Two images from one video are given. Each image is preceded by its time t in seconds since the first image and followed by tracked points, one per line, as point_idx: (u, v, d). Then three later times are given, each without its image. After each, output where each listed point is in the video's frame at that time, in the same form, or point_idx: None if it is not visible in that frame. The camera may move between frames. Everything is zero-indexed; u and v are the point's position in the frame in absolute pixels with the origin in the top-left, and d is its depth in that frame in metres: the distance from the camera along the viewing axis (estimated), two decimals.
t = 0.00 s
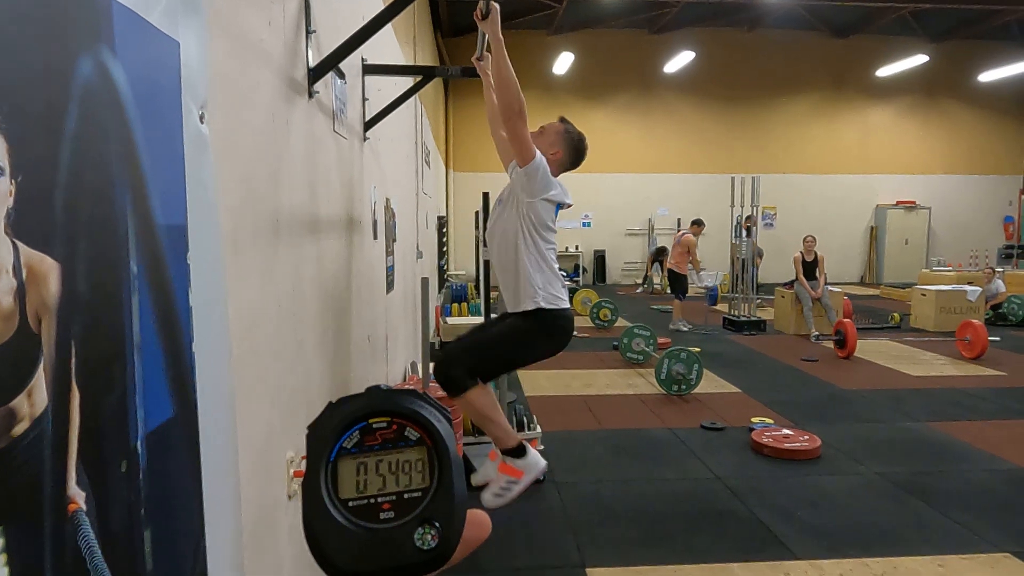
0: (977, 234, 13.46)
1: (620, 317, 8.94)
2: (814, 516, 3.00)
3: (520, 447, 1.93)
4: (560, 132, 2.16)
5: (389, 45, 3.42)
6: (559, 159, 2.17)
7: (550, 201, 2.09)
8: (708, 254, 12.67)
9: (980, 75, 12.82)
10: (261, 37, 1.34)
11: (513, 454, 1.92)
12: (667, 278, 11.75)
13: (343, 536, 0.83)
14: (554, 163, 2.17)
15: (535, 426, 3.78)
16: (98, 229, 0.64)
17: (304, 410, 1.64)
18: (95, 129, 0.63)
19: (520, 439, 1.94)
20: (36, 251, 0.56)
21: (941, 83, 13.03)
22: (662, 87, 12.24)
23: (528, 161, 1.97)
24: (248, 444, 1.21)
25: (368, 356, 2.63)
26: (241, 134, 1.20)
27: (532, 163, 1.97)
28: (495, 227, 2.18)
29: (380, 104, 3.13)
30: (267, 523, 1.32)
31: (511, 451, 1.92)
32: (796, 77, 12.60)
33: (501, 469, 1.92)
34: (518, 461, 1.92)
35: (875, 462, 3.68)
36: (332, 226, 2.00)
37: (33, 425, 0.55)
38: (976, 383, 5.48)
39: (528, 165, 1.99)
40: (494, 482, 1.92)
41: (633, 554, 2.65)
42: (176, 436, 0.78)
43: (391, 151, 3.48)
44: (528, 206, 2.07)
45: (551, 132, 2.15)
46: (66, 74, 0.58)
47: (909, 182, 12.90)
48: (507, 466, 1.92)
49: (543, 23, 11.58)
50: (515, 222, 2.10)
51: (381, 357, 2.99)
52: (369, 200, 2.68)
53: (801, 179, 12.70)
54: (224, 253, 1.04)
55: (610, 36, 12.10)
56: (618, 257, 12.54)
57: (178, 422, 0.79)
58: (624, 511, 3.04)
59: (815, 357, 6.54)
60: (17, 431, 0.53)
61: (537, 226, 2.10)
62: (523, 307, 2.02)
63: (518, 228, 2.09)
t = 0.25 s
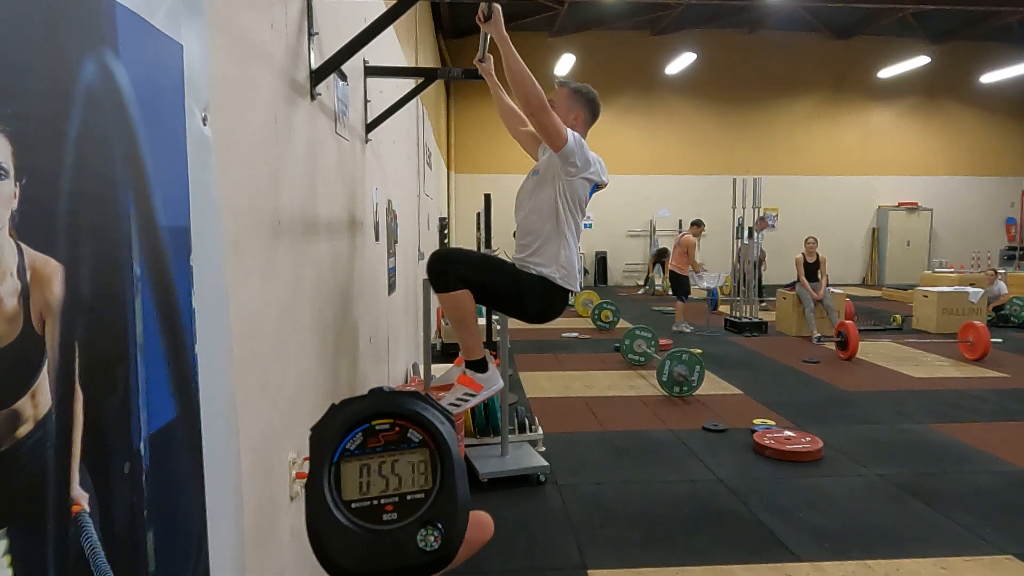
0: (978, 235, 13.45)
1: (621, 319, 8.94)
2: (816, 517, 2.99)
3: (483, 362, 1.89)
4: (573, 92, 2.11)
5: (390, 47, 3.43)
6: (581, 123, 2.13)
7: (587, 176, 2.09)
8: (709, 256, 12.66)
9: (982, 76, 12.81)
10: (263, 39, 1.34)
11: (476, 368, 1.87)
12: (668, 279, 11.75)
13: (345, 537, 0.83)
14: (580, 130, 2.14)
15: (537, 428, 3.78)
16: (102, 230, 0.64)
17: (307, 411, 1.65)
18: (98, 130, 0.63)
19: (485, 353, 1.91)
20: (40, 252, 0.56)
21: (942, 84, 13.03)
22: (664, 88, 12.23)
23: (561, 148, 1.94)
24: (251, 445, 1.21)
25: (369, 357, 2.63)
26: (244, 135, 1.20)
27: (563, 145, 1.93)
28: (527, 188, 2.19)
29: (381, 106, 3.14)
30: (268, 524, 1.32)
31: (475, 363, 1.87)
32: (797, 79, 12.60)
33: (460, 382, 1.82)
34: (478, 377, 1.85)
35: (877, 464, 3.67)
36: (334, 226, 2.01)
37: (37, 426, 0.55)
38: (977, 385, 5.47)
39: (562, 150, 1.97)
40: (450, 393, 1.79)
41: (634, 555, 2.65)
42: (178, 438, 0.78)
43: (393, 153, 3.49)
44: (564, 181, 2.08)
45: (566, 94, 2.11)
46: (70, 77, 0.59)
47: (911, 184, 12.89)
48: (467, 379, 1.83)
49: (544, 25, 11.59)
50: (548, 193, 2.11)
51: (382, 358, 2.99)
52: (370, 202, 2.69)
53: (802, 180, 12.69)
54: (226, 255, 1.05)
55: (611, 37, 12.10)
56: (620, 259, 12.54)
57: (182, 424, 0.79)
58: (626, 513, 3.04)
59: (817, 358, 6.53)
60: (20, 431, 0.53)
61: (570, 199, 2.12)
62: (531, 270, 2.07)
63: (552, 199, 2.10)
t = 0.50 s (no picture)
0: (976, 236, 13.47)
1: (620, 320, 8.94)
2: (815, 518, 2.99)
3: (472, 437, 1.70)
4: (537, 86, 2.19)
5: (390, 48, 3.42)
6: (551, 114, 2.17)
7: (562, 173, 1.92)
8: (708, 256, 12.67)
9: (980, 77, 12.82)
10: (262, 39, 1.34)
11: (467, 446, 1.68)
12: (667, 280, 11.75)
13: (345, 537, 0.83)
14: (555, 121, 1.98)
15: (536, 428, 3.78)
16: (100, 229, 0.64)
17: (305, 412, 1.64)
18: (98, 130, 0.63)
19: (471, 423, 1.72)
20: (39, 253, 0.56)
21: (940, 84, 13.04)
22: (663, 89, 12.24)
23: (529, 148, 1.74)
24: (250, 445, 1.21)
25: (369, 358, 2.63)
26: (242, 135, 1.20)
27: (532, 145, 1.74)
28: (498, 182, 2.04)
29: (381, 107, 3.14)
30: (268, 525, 1.31)
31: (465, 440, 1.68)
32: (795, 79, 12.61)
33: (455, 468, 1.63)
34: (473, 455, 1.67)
35: (876, 464, 3.67)
36: (333, 227, 2.00)
37: (36, 427, 0.55)
38: (976, 385, 5.48)
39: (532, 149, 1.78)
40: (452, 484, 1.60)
41: (633, 556, 2.65)
42: (177, 438, 0.78)
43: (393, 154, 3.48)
44: (535, 176, 1.91)
45: (529, 89, 2.19)
46: (68, 76, 0.59)
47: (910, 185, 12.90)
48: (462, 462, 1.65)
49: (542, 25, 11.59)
50: (519, 190, 1.94)
51: (382, 359, 2.99)
52: (370, 202, 2.69)
53: (801, 181, 12.70)
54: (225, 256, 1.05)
55: (610, 38, 12.11)
56: (619, 260, 12.54)
57: (180, 424, 0.79)
58: (626, 513, 3.04)
59: (816, 359, 6.53)
60: (19, 433, 0.53)
61: (542, 198, 1.95)
62: (490, 266, 1.91)
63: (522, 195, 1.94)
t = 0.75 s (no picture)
0: (976, 235, 13.47)
1: (619, 319, 8.94)
2: (814, 517, 2.99)
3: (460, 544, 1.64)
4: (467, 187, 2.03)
5: (389, 47, 3.42)
6: (479, 217, 2.07)
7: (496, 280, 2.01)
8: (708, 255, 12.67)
9: (980, 76, 12.83)
10: (261, 39, 1.33)
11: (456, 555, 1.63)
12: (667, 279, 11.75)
13: (344, 535, 0.83)
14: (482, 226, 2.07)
15: (536, 428, 3.78)
16: (98, 228, 0.64)
17: (304, 412, 1.64)
18: (96, 130, 0.63)
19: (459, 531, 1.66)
20: (37, 252, 0.56)
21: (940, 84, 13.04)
22: (662, 88, 12.24)
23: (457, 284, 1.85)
24: (249, 444, 1.21)
25: (368, 357, 2.63)
26: (241, 135, 1.20)
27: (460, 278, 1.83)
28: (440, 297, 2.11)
29: (380, 105, 3.13)
30: (267, 525, 1.31)
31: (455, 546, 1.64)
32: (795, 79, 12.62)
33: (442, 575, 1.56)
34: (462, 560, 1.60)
35: (875, 463, 3.68)
36: (332, 226, 2.00)
37: (33, 427, 0.55)
38: (975, 384, 5.48)
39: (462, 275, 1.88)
40: None
41: (633, 556, 2.65)
42: (175, 437, 0.78)
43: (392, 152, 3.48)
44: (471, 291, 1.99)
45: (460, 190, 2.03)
46: (66, 76, 0.58)
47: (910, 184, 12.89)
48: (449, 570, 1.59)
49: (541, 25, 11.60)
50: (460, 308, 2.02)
51: (381, 358, 2.98)
52: (369, 201, 2.68)
53: (800, 180, 12.71)
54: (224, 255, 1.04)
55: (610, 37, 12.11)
56: (618, 259, 12.54)
57: (178, 422, 0.79)
58: (625, 513, 3.04)
59: (815, 358, 6.53)
60: (17, 432, 0.53)
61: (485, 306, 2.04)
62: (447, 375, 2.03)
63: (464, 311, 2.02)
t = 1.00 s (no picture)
0: (973, 230, 13.48)
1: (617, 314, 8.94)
2: (811, 511, 3.00)
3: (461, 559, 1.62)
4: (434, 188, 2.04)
5: (386, 39, 3.40)
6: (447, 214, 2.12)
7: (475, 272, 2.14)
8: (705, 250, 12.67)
9: (978, 70, 12.82)
10: (257, 31, 1.33)
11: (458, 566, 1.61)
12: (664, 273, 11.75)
13: (340, 544, 0.84)
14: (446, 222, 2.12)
15: (533, 422, 3.79)
16: (93, 220, 0.63)
17: (301, 406, 1.64)
18: (90, 121, 0.63)
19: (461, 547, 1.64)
20: (32, 244, 0.56)
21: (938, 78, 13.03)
22: (660, 82, 12.22)
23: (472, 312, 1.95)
24: (246, 440, 1.20)
25: (365, 352, 2.63)
26: (237, 127, 1.19)
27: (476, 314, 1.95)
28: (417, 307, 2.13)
29: (377, 98, 3.12)
30: (263, 521, 1.31)
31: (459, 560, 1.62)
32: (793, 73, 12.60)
33: None
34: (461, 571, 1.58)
35: (871, 457, 3.69)
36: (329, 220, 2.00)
37: (28, 419, 0.54)
38: (972, 378, 5.50)
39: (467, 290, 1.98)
40: None
41: (630, 549, 2.65)
42: (172, 432, 0.78)
43: (389, 145, 3.46)
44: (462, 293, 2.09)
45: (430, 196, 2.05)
46: (59, 67, 0.58)
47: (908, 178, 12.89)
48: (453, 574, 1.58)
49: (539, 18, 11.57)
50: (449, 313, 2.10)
51: (378, 352, 2.98)
52: (366, 196, 2.68)
53: (798, 174, 12.70)
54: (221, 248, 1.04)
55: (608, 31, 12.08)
56: (616, 254, 12.55)
57: (175, 418, 0.78)
58: (623, 506, 3.05)
59: (812, 352, 6.54)
60: (11, 424, 0.53)
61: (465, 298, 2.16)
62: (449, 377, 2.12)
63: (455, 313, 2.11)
